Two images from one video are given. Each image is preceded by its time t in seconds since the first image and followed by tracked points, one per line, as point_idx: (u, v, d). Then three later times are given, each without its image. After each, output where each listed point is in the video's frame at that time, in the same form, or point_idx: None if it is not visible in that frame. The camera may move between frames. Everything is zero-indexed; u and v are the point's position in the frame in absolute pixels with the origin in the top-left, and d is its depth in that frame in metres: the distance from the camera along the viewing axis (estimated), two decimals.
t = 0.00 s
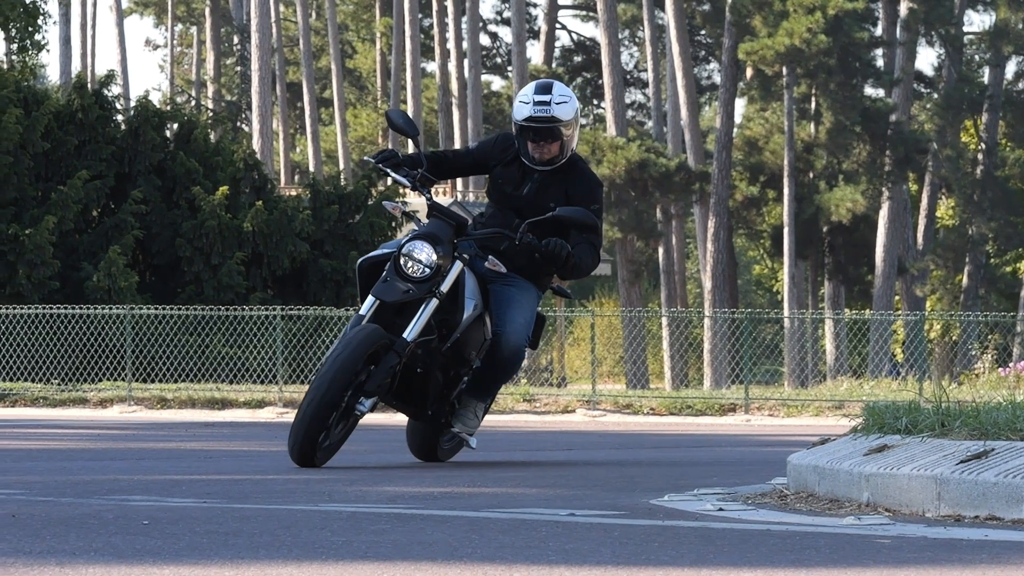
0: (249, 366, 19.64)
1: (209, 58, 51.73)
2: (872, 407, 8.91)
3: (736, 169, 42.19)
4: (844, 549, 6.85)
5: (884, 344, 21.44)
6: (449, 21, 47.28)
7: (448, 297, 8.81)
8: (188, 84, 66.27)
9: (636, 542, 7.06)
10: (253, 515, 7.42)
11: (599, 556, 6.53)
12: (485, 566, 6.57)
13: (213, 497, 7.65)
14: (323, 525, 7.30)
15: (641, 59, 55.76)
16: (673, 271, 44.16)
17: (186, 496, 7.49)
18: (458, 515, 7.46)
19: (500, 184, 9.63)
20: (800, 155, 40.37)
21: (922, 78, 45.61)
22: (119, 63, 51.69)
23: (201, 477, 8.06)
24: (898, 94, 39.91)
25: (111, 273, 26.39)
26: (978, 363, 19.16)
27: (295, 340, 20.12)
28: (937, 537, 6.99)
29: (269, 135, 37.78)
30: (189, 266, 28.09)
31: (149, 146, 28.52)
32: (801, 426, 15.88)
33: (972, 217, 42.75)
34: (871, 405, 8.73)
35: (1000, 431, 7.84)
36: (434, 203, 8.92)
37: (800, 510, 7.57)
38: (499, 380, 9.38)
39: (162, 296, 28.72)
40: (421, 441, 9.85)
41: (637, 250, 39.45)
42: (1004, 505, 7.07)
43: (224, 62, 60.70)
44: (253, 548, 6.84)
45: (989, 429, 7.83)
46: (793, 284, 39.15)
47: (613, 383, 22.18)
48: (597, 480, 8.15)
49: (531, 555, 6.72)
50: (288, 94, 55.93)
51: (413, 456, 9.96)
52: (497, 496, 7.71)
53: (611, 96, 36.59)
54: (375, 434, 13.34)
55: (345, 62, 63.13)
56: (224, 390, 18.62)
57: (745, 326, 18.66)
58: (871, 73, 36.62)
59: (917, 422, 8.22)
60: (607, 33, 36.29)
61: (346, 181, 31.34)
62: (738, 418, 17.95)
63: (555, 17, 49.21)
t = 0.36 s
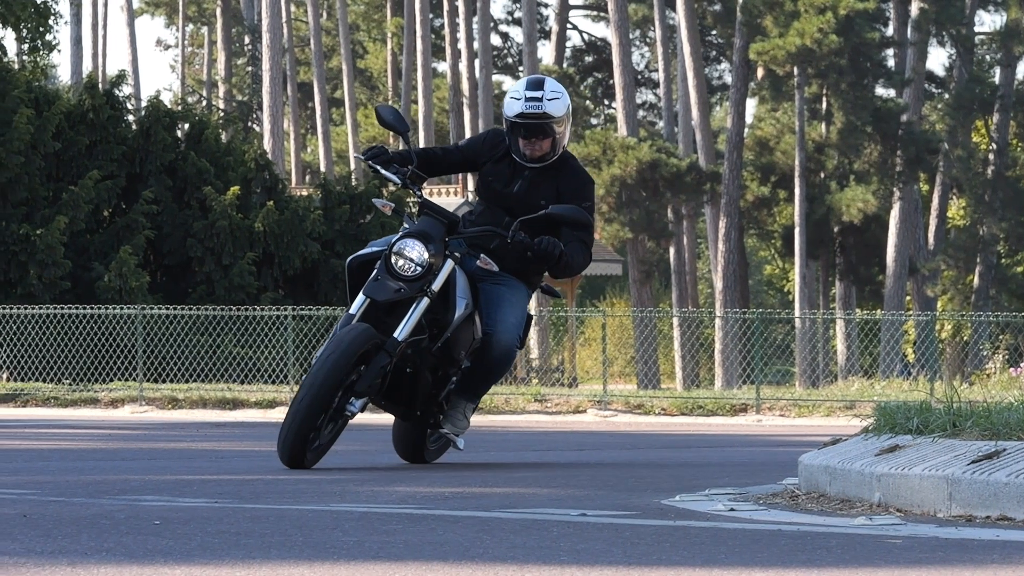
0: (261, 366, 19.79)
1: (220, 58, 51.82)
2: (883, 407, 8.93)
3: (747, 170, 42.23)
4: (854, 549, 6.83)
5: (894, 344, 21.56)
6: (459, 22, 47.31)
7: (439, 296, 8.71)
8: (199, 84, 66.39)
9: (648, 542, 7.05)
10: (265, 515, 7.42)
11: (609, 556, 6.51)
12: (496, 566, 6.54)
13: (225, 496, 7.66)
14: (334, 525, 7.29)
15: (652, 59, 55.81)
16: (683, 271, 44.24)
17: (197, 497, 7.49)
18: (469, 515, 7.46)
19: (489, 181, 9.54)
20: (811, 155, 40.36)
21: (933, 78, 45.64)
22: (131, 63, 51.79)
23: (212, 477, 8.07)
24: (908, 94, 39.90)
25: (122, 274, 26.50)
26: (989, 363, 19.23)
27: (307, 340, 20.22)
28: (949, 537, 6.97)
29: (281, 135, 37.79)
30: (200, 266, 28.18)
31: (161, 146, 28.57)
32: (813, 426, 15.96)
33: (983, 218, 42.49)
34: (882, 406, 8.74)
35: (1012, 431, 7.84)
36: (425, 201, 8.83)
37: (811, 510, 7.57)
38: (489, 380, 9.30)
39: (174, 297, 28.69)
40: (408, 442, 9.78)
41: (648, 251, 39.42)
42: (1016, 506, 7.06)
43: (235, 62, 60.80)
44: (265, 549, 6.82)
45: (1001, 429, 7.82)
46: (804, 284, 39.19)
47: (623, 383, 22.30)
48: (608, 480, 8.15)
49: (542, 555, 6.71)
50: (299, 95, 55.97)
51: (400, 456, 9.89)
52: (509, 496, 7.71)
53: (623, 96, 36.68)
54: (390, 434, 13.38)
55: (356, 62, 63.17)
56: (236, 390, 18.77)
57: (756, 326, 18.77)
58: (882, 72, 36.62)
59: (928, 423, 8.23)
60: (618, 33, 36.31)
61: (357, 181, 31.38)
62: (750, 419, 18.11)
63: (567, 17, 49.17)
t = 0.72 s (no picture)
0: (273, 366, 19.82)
1: (232, 58, 51.82)
2: (895, 406, 8.94)
3: (758, 170, 42.22)
4: (866, 549, 6.82)
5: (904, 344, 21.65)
6: (471, 22, 47.22)
7: (433, 295, 8.62)
8: (211, 84, 66.57)
9: (660, 542, 7.04)
10: (277, 515, 7.41)
11: (621, 556, 6.48)
12: (508, 566, 6.52)
13: (236, 496, 7.66)
14: (346, 526, 7.29)
15: (664, 60, 55.80)
16: (695, 272, 44.29)
17: (209, 497, 7.49)
18: (481, 515, 7.46)
19: (480, 178, 9.43)
20: (823, 155, 40.73)
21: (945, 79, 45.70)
22: (142, 63, 51.75)
23: (223, 478, 8.08)
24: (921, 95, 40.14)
25: (134, 274, 26.52)
26: (1000, 363, 19.27)
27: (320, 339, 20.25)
28: (962, 537, 6.96)
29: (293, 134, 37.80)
30: (212, 266, 28.22)
31: (172, 146, 28.58)
32: (829, 426, 16.00)
33: (994, 218, 42.47)
34: (894, 406, 8.75)
35: None
36: (418, 199, 8.77)
37: (823, 510, 7.57)
38: (481, 380, 9.23)
39: (185, 296, 28.84)
40: (395, 445, 9.69)
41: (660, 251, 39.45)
42: None
43: (247, 64, 60.85)
44: (277, 548, 6.80)
45: (1013, 429, 7.82)
46: (815, 285, 39.28)
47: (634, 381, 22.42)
48: (620, 481, 8.16)
49: (553, 556, 6.69)
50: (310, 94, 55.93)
51: (388, 460, 9.80)
52: (520, 497, 7.72)
53: (634, 96, 36.71)
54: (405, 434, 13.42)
55: (368, 63, 63.20)
56: (248, 391, 18.80)
57: (768, 327, 18.79)
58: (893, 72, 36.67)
59: (940, 423, 8.24)
60: (630, 33, 36.27)
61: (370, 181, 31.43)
62: (761, 419, 18.17)
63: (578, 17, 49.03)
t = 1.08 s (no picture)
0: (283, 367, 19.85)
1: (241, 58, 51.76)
2: (905, 408, 8.95)
3: (767, 170, 42.16)
4: (875, 549, 6.82)
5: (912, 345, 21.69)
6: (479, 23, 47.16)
7: (424, 294, 8.50)
8: (218, 83, 66.61)
9: (669, 542, 7.03)
10: (286, 516, 7.42)
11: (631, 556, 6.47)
12: (517, 565, 6.49)
13: (245, 496, 7.67)
14: (355, 526, 7.29)
15: (672, 60, 55.79)
16: (703, 272, 44.30)
17: (218, 497, 7.49)
18: (490, 515, 7.46)
19: (470, 175, 9.29)
20: (832, 155, 40.69)
21: (955, 79, 45.69)
22: (150, 64, 51.70)
23: (233, 478, 8.08)
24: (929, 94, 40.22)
25: (142, 274, 26.56)
26: (1009, 363, 19.31)
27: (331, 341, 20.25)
28: (970, 537, 6.96)
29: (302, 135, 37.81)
30: (221, 267, 28.24)
31: (181, 147, 28.61)
32: (840, 427, 16.03)
33: (1003, 219, 42.48)
34: (903, 407, 8.75)
35: None
36: (409, 198, 8.66)
37: (831, 511, 7.58)
38: (471, 380, 9.13)
39: (194, 296, 28.90)
40: (382, 447, 9.61)
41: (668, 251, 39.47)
42: None
43: (255, 63, 60.82)
44: (286, 549, 6.78)
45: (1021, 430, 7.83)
46: (823, 285, 39.36)
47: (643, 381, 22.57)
48: (630, 482, 8.17)
49: (562, 555, 6.68)
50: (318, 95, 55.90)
51: (375, 459, 9.71)
52: (529, 497, 7.72)
53: (643, 96, 36.73)
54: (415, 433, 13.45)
55: (377, 63, 63.18)
56: (257, 392, 18.83)
57: (777, 327, 18.75)
58: (902, 73, 36.68)
59: (949, 423, 8.25)
60: (638, 34, 36.24)
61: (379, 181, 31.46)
62: (770, 419, 18.20)
63: (587, 17, 48.97)
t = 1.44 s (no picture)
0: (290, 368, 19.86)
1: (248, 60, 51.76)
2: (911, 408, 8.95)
3: (773, 171, 42.14)
4: (883, 550, 6.81)
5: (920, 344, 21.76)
6: (486, 25, 47.15)
7: (413, 295, 8.37)
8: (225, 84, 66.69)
9: (676, 543, 7.02)
10: (292, 516, 7.42)
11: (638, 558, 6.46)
12: (523, 566, 6.48)
13: (251, 497, 7.68)
14: (361, 526, 7.28)
15: (679, 61, 55.81)
16: (710, 273, 44.35)
17: (224, 497, 7.49)
18: (496, 516, 7.47)
19: (459, 173, 9.13)
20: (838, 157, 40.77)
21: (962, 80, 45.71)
22: (156, 65, 51.69)
23: (240, 479, 8.08)
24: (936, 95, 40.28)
25: (148, 275, 26.58)
26: (1016, 363, 19.37)
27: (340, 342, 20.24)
28: (976, 538, 6.95)
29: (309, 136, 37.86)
30: (227, 268, 28.23)
31: (188, 147, 28.60)
32: (848, 428, 16.06)
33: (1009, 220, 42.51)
34: (909, 407, 8.75)
35: None
36: (400, 197, 8.51)
37: (838, 511, 7.59)
38: (459, 381, 9.01)
39: (201, 297, 28.88)
40: (367, 448, 9.49)
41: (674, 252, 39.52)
42: None
43: (261, 64, 60.83)
44: (292, 549, 6.77)
45: None
46: (830, 286, 39.46)
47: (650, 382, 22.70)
48: (636, 483, 8.17)
49: (569, 556, 6.66)
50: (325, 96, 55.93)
51: (358, 460, 9.59)
52: (535, 497, 7.73)
53: (649, 97, 36.74)
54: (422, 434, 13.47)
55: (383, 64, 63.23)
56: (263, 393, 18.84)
57: (784, 327, 18.73)
58: (908, 74, 36.72)
59: (956, 424, 8.26)
60: (645, 35, 36.24)
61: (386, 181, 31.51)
62: (776, 420, 18.25)
63: (593, 19, 48.93)
